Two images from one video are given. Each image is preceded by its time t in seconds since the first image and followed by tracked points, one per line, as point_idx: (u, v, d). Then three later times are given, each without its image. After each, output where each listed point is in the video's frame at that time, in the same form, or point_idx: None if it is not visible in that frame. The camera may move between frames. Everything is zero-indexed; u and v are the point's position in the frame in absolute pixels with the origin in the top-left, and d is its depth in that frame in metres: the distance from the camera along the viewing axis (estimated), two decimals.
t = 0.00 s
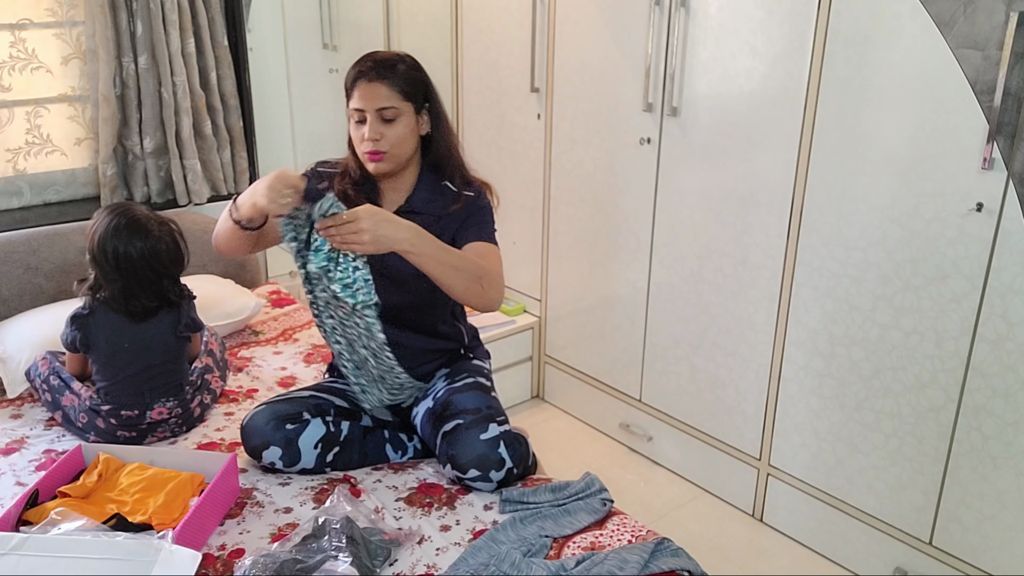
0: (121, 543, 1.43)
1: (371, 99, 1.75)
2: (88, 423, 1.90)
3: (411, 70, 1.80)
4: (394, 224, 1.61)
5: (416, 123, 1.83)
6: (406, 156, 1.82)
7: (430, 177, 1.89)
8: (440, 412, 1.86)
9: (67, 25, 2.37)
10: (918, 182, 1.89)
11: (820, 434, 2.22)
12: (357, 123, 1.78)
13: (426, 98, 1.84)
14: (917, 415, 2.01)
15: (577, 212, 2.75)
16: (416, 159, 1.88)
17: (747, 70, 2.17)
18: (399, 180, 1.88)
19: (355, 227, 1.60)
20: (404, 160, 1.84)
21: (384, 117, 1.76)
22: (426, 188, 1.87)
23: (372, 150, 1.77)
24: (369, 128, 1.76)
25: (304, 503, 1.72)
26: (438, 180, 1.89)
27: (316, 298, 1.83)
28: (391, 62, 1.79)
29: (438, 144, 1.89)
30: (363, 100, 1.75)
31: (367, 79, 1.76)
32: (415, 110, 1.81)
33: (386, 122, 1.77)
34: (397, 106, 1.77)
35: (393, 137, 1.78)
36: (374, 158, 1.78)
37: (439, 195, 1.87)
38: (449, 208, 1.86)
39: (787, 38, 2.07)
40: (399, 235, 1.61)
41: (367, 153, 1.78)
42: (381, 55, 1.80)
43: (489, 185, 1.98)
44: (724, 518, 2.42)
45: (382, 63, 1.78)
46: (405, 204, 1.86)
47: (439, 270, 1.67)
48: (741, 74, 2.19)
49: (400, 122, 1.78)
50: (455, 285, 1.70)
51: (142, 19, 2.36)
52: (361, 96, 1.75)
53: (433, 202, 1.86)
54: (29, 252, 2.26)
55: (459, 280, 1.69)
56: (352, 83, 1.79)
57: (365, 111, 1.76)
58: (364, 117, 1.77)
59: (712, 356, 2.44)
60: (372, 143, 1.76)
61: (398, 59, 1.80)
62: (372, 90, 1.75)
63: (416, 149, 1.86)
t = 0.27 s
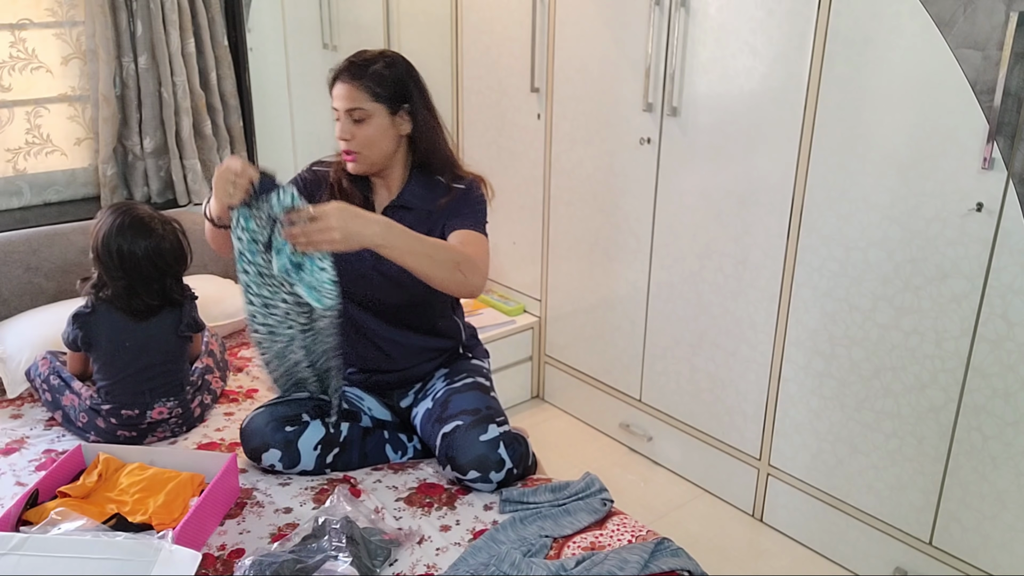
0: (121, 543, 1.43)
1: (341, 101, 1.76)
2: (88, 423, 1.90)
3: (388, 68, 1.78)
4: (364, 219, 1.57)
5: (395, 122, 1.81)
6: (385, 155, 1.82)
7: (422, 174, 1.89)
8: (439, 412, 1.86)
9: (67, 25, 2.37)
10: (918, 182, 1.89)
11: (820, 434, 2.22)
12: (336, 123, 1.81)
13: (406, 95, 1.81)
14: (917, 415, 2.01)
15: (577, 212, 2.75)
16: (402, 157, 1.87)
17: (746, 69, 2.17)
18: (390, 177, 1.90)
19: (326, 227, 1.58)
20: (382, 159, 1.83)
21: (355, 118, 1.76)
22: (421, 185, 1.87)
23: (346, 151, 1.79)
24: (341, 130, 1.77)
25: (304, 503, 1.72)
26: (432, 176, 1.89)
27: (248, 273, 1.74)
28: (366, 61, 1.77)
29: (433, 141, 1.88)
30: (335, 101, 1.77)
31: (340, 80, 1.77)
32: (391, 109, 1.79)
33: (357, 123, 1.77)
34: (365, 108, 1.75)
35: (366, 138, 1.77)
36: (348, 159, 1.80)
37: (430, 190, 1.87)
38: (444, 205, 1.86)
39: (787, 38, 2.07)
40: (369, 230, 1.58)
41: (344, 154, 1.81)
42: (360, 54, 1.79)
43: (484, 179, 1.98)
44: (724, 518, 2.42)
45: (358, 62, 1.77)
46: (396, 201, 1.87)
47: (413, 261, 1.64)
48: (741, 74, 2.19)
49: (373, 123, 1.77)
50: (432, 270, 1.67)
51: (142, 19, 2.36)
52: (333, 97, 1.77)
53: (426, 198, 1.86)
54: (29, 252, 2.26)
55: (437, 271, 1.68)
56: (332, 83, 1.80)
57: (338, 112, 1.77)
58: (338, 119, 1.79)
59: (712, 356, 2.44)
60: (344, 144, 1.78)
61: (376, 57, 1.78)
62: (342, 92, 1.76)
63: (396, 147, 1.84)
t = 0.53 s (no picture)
0: (121, 543, 1.43)
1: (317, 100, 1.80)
2: (88, 423, 1.89)
3: (364, 69, 1.79)
4: (363, 203, 1.58)
5: (368, 122, 1.80)
6: (359, 154, 1.82)
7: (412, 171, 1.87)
8: (439, 412, 1.86)
9: (67, 25, 2.37)
10: (918, 182, 1.89)
11: (820, 434, 2.22)
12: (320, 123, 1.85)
13: (381, 96, 1.79)
14: (917, 415, 2.01)
15: (577, 212, 2.75)
16: (387, 156, 1.85)
17: (746, 69, 2.17)
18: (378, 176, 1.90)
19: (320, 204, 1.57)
20: (359, 159, 1.83)
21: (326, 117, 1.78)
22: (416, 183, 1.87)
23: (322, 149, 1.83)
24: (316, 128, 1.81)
25: (304, 503, 1.72)
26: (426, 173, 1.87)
27: (237, 242, 1.68)
28: (345, 62, 1.80)
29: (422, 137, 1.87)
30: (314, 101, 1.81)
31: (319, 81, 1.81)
32: (363, 109, 1.78)
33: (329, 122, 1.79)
34: (334, 109, 1.77)
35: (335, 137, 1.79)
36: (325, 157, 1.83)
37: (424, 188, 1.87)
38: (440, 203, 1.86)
39: (787, 38, 2.07)
40: (364, 215, 1.57)
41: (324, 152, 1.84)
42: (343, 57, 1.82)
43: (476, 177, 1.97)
44: (724, 518, 2.42)
45: (339, 64, 1.81)
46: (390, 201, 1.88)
47: (409, 257, 1.63)
48: (741, 74, 2.19)
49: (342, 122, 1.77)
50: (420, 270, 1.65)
51: (142, 20, 2.36)
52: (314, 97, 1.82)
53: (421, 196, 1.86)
54: (29, 252, 2.26)
55: (429, 270, 1.66)
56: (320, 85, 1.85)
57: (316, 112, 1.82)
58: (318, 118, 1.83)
59: (712, 356, 2.44)
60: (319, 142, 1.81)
61: (356, 59, 1.80)
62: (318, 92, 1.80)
63: (376, 147, 1.83)
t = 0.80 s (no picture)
0: (121, 543, 1.43)
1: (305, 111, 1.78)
2: (88, 423, 1.90)
3: (346, 71, 1.76)
4: (372, 265, 1.72)
5: (359, 125, 1.78)
6: (354, 159, 1.80)
7: (408, 174, 1.86)
8: (438, 411, 1.86)
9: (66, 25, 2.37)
10: (918, 182, 1.89)
11: (820, 434, 2.22)
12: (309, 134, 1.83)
13: (368, 97, 1.78)
14: (917, 415, 2.01)
15: (577, 212, 2.75)
16: (379, 161, 1.83)
17: (746, 70, 2.17)
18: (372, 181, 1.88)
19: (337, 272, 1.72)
20: (353, 164, 1.81)
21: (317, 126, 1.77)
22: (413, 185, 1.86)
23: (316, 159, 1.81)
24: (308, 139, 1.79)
25: (304, 503, 1.72)
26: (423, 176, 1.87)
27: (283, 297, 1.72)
28: (326, 66, 1.77)
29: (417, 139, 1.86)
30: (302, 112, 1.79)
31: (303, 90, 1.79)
32: (351, 112, 1.76)
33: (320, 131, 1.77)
34: (323, 117, 1.75)
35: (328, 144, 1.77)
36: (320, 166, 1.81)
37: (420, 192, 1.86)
38: (438, 207, 1.86)
39: (787, 38, 2.07)
40: (375, 277, 1.72)
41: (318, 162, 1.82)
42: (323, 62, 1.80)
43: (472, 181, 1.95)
44: (724, 518, 2.42)
45: (320, 69, 1.78)
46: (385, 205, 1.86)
47: (427, 304, 1.76)
48: (741, 74, 2.19)
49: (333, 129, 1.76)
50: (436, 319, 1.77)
51: (141, 20, 2.36)
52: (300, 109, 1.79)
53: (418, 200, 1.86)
54: (29, 252, 2.26)
55: (445, 313, 1.78)
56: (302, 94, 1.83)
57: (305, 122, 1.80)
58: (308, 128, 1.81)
59: (712, 356, 2.44)
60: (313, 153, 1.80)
61: (337, 63, 1.78)
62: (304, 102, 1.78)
63: (368, 151, 1.81)
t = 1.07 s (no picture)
0: (121, 543, 1.43)
1: (301, 125, 1.77)
2: (88, 423, 1.90)
3: (337, 79, 1.76)
4: (378, 375, 1.83)
5: (359, 131, 1.78)
6: (357, 164, 1.81)
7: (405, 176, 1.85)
8: (438, 410, 1.86)
9: (66, 25, 2.37)
10: (918, 182, 1.89)
11: (820, 434, 2.22)
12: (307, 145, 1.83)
13: (362, 101, 1.78)
14: (917, 415, 2.01)
15: (577, 212, 2.75)
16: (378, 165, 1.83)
17: (746, 70, 2.17)
18: (371, 184, 1.89)
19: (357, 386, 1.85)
20: (356, 169, 1.82)
21: (317, 138, 1.77)
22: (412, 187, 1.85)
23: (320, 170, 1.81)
24: (308, 151, 1.79)
25: (304, 503, 1.72)
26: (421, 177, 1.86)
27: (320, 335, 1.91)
28: (315, 76, 1.77)
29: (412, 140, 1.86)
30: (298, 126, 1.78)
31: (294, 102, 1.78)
32: (349, 120, 1.77)
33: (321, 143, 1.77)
34: (323, 127, 1.75)
35: (331, 155, 1.78)
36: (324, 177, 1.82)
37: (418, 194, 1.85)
38: (434, 208, 1.85)
39: (787, 38, 2.07)
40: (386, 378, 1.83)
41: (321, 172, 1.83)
42: (311, 70, 1.79)
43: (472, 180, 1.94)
44: (724, 518, 2.42)
45: (309, 80, 1.77)
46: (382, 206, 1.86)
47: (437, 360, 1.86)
48: (741, 74, 2.19)
49: (335, 140, 1.77)
50: (467, 336, 1.86)
51: (141, 19, 2.36)
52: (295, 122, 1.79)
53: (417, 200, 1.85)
54: (29, 252, 2.26)
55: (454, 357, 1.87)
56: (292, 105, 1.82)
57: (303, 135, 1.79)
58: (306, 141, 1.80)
59: (712, 356, 2.44)
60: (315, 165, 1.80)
61: (325, 71, 1.77)
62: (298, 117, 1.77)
63: (368, 156, 1.82)
